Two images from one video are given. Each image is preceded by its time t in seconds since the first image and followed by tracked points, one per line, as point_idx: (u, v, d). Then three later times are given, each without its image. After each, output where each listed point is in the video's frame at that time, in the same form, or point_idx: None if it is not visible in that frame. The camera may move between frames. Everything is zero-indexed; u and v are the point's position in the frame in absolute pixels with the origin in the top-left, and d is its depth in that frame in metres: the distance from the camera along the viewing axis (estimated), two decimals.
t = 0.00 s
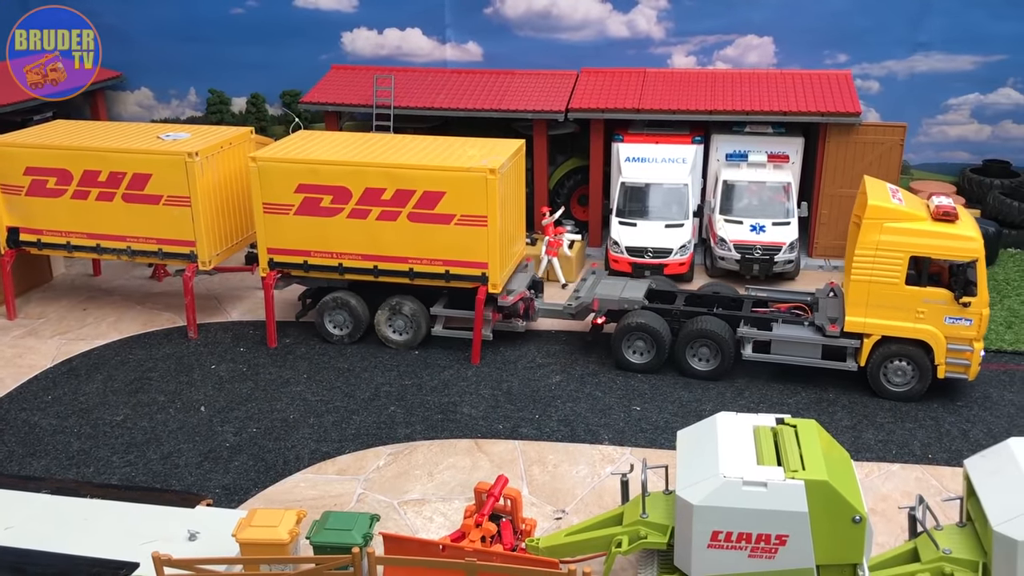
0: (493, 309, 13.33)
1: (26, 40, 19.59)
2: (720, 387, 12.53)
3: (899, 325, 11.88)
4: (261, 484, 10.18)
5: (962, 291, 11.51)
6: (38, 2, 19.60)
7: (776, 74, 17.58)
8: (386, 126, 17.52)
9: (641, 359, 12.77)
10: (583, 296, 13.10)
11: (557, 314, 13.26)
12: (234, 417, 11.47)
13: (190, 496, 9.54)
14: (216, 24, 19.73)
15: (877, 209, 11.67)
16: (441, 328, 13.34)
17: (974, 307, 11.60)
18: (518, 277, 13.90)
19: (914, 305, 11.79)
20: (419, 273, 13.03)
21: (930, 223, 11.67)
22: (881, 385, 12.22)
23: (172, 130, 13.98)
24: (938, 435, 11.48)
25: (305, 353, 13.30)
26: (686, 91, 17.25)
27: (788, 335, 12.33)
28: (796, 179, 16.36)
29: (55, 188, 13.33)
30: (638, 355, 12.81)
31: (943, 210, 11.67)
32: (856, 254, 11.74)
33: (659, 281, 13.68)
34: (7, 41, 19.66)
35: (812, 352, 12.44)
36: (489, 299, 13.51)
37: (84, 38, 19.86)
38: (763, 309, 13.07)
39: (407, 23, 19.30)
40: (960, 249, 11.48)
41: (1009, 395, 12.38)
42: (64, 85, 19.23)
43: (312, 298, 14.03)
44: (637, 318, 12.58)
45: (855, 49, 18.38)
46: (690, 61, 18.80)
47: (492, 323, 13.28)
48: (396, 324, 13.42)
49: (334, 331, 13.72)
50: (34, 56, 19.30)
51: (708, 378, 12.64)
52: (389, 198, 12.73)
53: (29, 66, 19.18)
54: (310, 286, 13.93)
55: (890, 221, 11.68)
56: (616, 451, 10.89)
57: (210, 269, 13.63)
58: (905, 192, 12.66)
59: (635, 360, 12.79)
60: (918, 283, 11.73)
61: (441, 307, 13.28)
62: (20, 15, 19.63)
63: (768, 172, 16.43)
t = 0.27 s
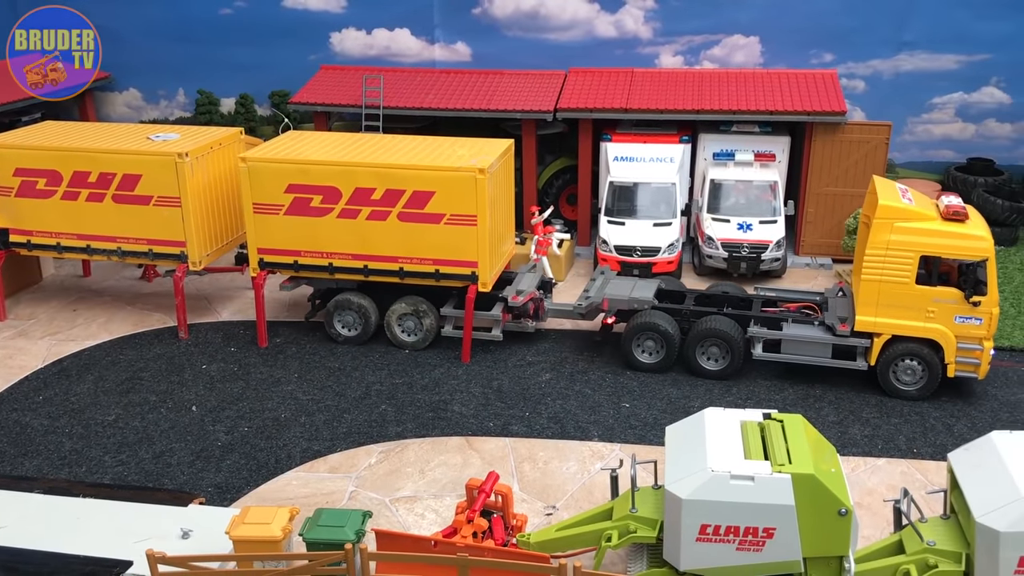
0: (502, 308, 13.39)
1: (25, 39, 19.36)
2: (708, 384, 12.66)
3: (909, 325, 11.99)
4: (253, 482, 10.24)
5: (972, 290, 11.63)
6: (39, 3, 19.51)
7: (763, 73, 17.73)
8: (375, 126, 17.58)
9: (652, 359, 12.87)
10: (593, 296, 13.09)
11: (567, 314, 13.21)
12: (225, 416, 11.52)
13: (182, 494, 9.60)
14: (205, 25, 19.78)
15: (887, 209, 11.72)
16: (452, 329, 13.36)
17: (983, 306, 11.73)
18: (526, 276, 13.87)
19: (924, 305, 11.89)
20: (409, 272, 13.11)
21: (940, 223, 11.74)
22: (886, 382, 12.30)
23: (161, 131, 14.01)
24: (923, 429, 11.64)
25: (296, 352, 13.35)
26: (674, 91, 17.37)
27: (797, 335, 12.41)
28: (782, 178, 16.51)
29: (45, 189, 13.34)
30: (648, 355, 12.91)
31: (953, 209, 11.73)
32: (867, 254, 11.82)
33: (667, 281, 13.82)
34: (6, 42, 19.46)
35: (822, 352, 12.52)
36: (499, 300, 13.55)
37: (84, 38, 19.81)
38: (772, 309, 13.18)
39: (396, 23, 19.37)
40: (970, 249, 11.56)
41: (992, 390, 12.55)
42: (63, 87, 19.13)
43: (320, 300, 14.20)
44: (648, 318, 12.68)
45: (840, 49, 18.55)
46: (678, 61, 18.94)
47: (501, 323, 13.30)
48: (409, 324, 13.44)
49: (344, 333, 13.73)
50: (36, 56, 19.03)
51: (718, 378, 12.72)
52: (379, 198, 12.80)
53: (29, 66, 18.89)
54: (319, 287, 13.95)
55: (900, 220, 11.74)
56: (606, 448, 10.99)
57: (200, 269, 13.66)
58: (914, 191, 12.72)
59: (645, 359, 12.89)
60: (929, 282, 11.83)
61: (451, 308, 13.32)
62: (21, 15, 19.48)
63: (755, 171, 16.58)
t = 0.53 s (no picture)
0: (506, 310, 13.50)
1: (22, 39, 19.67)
2: (690, 383, 12.87)
3: (910, 326, 12.12)
4: (242, 482, 10.37)
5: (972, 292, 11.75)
6: (39, 4, 19.71)
7: (743, 76, 17.98)
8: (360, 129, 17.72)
9: (654, 360, 13.01)
10: (597, 297, 13.24)
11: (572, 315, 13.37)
12: (213, 418, 11.65)
13: (171, 495, 9.73)
14: (191, 28, 19.92)
15: (888, 212, 11.80)
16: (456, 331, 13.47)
17: (984, 308, 11.84)
18: (529, 278, 13.97)
19: (925, 306, 12.01)
20: (395, 273, 13.27)
21: (940, 225, 11.82)
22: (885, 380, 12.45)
23: (148, 135, 14.11)
24: (900, 426, 11.88)
25: (283, 354, 13.47)
26: (656, 93, 17.58)
27: (799, 336, 12.56)
28: (763, 179, 16.75)
29: (32, 193, 13.42)
30: (651, 357, 13.04)
31: (954, 211, 11.82)
32: (868, 256, 11.91)
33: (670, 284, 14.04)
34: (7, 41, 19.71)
35: (824, 353, 12.66)
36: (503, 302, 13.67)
37: (84, 38, 19.86)
38: (774, 310, 13.35)
39: (381, 27, 19.51)
40: (970, 250, 11.64)
41: (969, 387, 12.80)
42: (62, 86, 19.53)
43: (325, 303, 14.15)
44: (650, 320, 12.82)
45: (820, 51, 18.82)
46: (660, 63, 19.17)
47: (505, 325, 13.40)
48: (418, 328, 13.54)
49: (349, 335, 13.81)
50: (34, 56, 19.50)
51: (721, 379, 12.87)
52: (365, 200, 12.94)
53: (29, 66, 19.25)
54: (323, 290, 14.01)
55: (901, 222, 11.82)
56: (589, 446, 11.18)
57: (187, 272, 13.77)
58: (914, 193, 12.81)
59: (648, 361, 13.02)
60: (929, 284, 11.93)
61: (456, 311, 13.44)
62: (21, 16, 19.76)
63: (736, 172, 16.81)
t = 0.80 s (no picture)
0: (507, 311, 13.60)
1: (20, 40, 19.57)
2: (672, 379, 13.09)
3: (906, 324, 12.28)
4: (229, 481, 10.49)
5: (967, 290, 11.91)
6: (39, 4, 19.56)
7: (723, 76, 18.22)
8: (345, 130, 17.84)
9: (655, 359, 13.19)
10: (597, 297, 13.43)
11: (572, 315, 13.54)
12: (200, 417, 11.75)
13: (159, 493, 9.83)
14: (175, 30, 19.99)
15: (885, 211, 11.93)
16: (458, 331, 13.61)
17: (979, 305, 12.01)
18: (530, 279, 14.10)
19: (921, 304, 12.17)
20: (380, 273, 13.41)
21: (936, 224, 11.96)
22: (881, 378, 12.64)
23: (133, 137, 14.18)
24: (877, 420, 12.13)
25: (269, 354, 13.58)
26: (638, 94, 17.79)
27: (797, 334, 12.75)
28: (742, 178, 16.99)
29: (18, 196, 13.48)
30: (651, 355, 13.22)
31: (949, 210, 11.96)
32: (866, 255, 12.06)
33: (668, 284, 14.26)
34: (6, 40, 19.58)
35: (822, 350, 12.83)
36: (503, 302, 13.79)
37: (84, 38, 19.93)
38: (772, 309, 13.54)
39: (364, 28, 19.64)
40: (966, 249, 11.78)
41: (946, 382, 13.06)
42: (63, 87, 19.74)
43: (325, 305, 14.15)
44: (649, 319, 12.99)
45: (799, 52, 19.09)
46: (642, 64, 19.40)
47: (506, 325, 13.48)
48: (419, 330, 13.67)
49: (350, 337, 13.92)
50: (35, 56, 19.55)
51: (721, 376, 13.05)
52: (350, 201, 13.07)
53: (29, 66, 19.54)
54: (324, 291, 14.12)
55: (897, 222, 11.96)
56: (573, 442, 11.35)
57: (173, 274, 13.86)
58: (910, 193, 12.95)
59: (649, 360, 13.20)
60: (926, 283, 12.08)
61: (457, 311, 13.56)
62: (20, 17, 19.62)
63: (716, 172, 17.04)
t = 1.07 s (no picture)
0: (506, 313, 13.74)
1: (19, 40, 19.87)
2: (653, 378, 13.29)
3: (901, 324, 12.47)
4: (217, 483, 10.59)
5: (960, 290, 12.10)
6: (38, 3, 19.70)
7: (702, 79, 18.46)
8: (327, 134, 17.95)
9: (652, 361, 13.37)
10: (594, 300, 13.64)
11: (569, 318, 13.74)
12: (187, 421, 11.83)
13: (147, 497, 9.92)
14: (157, 34, 20.05)
15: (879, 213, 12.11)
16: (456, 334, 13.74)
17: (971, 305, 12.20)
18: (528, 282, 14.25)
19: (915, 305, 12.37)
20: (364, 276, 13.54)
21: (929, 225, 12.14)
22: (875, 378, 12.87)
23: (117, 142, 14.22)
24: (855, 417, 12.37)
25: (254, 357, 13.67)
26: (619, 97, 18.00)
27: (793, 335, 12.91)
28: (722, 180, 17.22)
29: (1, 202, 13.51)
30: (648, 356, 13.39)
31: (941, 212, 12.15)
32: (860, 256, 12.25)
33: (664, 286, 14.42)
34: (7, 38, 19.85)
35: (817, 351, 12.99)
36: (501, 305, 13.92)
37: (84, 38, 20.10)
38: (767, 310, 13.71)
39: (346, 32, 19.75)
40: (958, 250, 11.97)
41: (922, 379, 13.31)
42: (64, 86, 20.33)
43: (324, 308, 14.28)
44: (646, 320, 13.13)
45: (777, 55, 19.35)
46: (622, 67, 19.63)
47: (505, 328, 13.61)
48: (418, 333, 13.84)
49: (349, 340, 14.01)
50: (35, 56, 19.99)
51: (720, 376, 13.21)
52: (334, 205, 13.19)
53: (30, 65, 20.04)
54: (323, 295, 14.24)
55: (891, 223, 12.14)
56: (557, 441, 11.53)
57: (158, 278, 13.92)
58: (904, 195, 13.14)
59: (646, 361, 13.37)
60: (919, 283, 12.27)
61: (456, 314, 13.68)
62: (20, 15, 19.79)
63: (696, 174, 17.24)
